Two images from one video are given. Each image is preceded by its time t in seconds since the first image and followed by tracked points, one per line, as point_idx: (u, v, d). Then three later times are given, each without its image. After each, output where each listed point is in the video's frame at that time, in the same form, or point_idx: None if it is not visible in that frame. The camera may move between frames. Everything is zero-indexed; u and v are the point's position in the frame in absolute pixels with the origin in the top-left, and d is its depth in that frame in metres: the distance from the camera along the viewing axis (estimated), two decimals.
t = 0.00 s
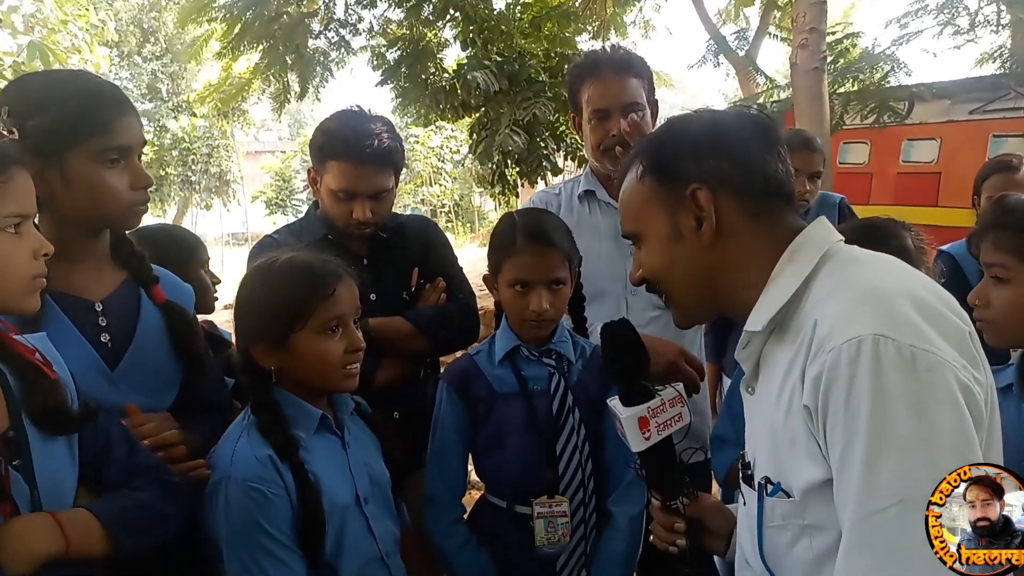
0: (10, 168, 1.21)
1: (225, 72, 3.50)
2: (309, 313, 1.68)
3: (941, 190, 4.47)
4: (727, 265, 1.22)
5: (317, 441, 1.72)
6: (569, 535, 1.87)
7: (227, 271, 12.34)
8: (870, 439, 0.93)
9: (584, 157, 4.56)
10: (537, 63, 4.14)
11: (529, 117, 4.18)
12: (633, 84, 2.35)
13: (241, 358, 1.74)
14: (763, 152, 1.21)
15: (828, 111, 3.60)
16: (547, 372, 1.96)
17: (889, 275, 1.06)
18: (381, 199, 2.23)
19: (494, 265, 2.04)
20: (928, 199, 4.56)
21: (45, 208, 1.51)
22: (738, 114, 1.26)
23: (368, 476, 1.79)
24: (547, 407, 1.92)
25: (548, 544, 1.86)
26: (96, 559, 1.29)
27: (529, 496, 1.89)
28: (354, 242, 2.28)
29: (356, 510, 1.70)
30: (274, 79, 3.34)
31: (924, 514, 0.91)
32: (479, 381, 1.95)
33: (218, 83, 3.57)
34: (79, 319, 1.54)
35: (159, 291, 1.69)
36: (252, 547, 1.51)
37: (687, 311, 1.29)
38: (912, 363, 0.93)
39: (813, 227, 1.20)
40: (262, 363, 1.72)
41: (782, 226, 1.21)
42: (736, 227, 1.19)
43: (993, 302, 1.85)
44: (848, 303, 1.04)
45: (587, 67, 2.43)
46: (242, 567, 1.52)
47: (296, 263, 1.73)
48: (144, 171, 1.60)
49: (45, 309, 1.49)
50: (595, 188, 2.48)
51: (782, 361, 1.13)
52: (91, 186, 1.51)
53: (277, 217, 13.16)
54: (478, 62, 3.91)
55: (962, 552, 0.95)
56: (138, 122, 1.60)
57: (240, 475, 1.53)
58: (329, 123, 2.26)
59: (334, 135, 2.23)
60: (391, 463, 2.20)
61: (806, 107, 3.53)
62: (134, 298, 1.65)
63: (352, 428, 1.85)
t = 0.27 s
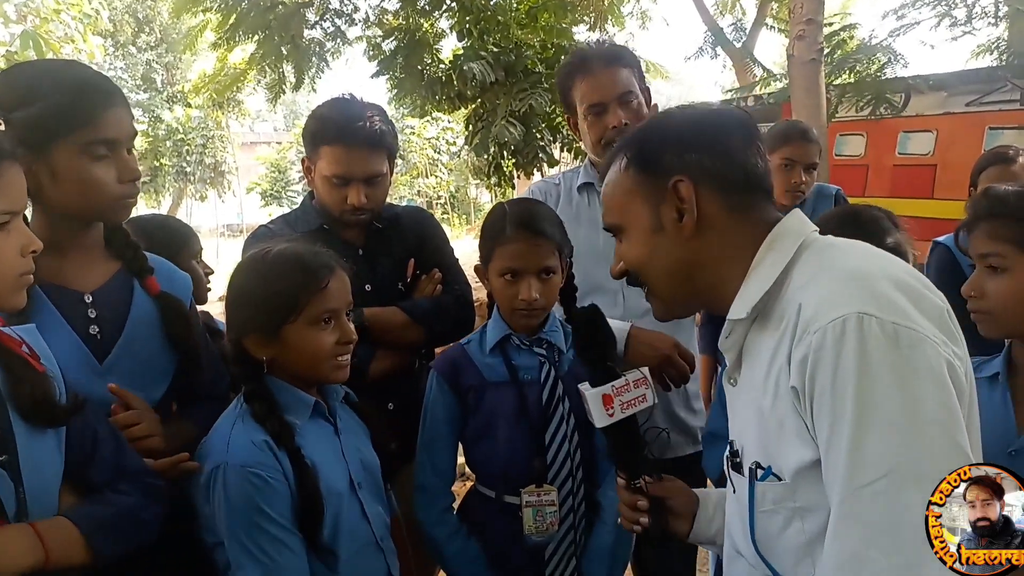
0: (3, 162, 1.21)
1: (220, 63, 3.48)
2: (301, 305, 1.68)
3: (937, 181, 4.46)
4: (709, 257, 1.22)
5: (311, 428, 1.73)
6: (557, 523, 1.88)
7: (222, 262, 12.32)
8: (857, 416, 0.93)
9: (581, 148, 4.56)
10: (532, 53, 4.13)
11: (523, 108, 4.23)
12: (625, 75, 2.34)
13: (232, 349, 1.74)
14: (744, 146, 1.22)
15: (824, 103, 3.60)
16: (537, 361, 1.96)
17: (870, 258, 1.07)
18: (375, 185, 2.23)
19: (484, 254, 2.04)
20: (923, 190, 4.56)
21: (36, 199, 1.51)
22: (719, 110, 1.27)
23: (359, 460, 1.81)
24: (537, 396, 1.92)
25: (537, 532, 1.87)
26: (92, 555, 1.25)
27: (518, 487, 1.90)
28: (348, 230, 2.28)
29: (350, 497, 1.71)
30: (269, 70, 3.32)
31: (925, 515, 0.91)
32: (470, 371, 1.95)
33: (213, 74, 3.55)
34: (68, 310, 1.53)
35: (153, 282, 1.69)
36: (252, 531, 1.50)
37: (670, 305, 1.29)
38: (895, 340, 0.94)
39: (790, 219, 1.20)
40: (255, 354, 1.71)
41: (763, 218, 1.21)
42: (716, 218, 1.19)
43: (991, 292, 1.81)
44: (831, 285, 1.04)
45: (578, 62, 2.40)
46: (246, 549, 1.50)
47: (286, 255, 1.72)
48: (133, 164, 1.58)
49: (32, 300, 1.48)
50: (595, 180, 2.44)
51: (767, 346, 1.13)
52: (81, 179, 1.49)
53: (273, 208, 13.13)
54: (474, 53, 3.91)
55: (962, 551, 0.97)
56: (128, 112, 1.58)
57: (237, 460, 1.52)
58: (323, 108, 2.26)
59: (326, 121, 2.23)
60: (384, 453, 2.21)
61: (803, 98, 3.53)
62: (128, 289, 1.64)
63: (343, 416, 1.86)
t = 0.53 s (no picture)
0: None
1: (212, 57, 3.46)
2: (294, 295, 1.68)
3: (930, 173, 4.50)
4: (690, 254, 1.23)
5: (310, 417, 1.73)
6: (542, 514, 1.88)
7: (215, 257, 12.28)
8: (848, 401, 0.94)
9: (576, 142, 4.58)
10: (527, 46, 4.16)
11: (518, 101, 4.25)
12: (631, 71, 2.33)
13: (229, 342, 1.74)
14: (721, 142, 1.22)
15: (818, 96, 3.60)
16: (520, 351, 1.99)
17: (854, 246, 1.08)
18: (367, 168, 2.25)
19: (469, 248, 2.06)
20: (916, 182, 4.59)
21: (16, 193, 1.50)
22: (694, 108, 1.28)
23: (358, 450, 1.80)
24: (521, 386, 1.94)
25: (523, 522, 1.87)
26: (84, 557, 1.24)
27: (501, 478, 1.90)
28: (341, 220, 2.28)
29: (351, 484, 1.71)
30: (261, 64, 3.30)
31: (926, 515, 0.92)
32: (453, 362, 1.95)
33: (205, 67, 3.53)
34: (53, 303, 1.52)
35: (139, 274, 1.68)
36: (256, 515, 1.52)
37: (657, 302, 1.29)
38: (884, 324, 0.95)
39: (772, 212, 1.20)
40: (250, 344, 1.72)
41: (744, 212, 1.22)
42: (695, 216, 1.20)
43: (980, 285, 1.81)
44: (818, 272, 1.05)
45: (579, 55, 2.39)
46: (250, 536, 1.52)
47: (276, 249, 1.72)
48: (110, 157, 1.55)
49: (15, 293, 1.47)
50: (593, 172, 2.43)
51: (757, 336, 1.14)
52: (70, 175, 1.48)
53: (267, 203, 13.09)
54: (467, 46, 3.96)
55: (962, 553, 1.00)
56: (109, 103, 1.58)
57: (239, 450, 1.54)
58: (316, 92, 2.28)
59: (319, 106, 2.25)
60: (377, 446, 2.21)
61: (797, 90, 3.53)
62: (113, 283, 1.63)
63: (339, 407, 1.85)
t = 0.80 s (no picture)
0: None
1: (212, 48, 3.44)
2: (300, 276, 1.69)
3: (932, 162, 4.48)
4: (685, 243, 1.23)
5: (305, 408, 1.73)
6: (528, 505, 1.90)
7: (216, 249, 12.30)
8: (845, 382, 0.95)
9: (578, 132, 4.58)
10: (526, 36, 4.12)
11: (517, 92, 4.21)
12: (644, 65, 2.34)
13: (229, 326, 1.74)
14: (716, 131, 1.22)
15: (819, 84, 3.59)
16: (502, 343, 2.00)
17: (853, 231, 1.09)
18: (366, 156, 2.25)
19: (452, 239, 2.07)
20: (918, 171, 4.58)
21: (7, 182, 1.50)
22: (689, 98, 1.27)
23: (357, 438, 1.81)
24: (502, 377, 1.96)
25: (508, 514, 1.89)
26: (84, 543, 1.25)
27: (486, 466, 1.91)
28: (340, 210, 2.29)
29: (350, 471, 1.73)
30: (261, 55, 3.29)
31: (926, 515, 0.93)
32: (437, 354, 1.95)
33: (204, 59, 3.52)
34: (49, 294, 1.52)
35: (132, 266, 1.69)
36: (250, 512, 1.53)
37: (653, 291, 1.30)
38: (882, 307, 0.96)
39: (769, 199, 1.22)
40: (250, 326, 1.72)
41: (739, 201, 1.22)
42: (691, 205, 1.20)
43: (985, 274, 1.80)
44: (818, 256, 1.06)
45: (588, 47, 2.38)
46: (247, 531, 1.53)
47: (280, 237, 1.73)
48: (103, 151, 1.56)
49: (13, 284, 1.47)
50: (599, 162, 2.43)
51: (756, 319, 1.15)
52: (68, 168, 1.49)
53: (267, 194, 13.09)
54: (467, 36, 3.91)
55: (962, 552, 1.00)
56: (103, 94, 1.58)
57: (236, 444, 1.54)
58: (310, 83, 2.28)
59: (318, 94, 2.25)
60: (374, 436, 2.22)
61: (798, 79, 3.52)
62: (105, 273, 1.64)
63: (338, 395, 1.85)
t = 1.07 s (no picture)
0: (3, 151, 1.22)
1: (212, 38, 3.42)
2: (300, 270, 1.69)
3: (935, 153, 4.45)
4: (690, 229, 1.23)
5: (304, 397, 1.73)
6: (522, 497, 1.91)
7: (216, 240, 12.29)
8: (849, 368, 0.94)
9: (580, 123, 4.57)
10: (528, 26, 4.14)
11: (520, 82, 4.22)
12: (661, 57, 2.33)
13: (229, 318, 1.74)
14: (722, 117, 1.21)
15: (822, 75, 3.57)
16: (493, 337, 2.01)
17: (859, 220, 1.08)
18: (367, 146, 2.25)
19: (439, 231, 2.08)
20: (921, 162, 4.55)
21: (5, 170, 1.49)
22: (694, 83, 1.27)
23: (358, 426, 1.82)
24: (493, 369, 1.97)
25: (502, 507, 1.89)
26: (80, 540, 1.25)
27: (480, 462, 1.92)
28: (340, 199, 2.29)
29: (352, 459, 1.74)
30: (261, 45, 3.28)
31: (925, 515, 0.93)
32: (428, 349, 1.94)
33: (204, 49, 3.51)
34: (47, 283, 1.52)
35: (128, 256, 1.69)
36: (250, 495, 1.55)
37: (654, 275, 1.30)
38: (887, 295, 0.95)
39: (772, 186, 1.22)
40: (250, 321, 1.72)
41: (743, 187, 1.22)
42: (695, 191, 1.20)
43: (995, 264, 1.80)
44: (823, 244, 1.05)
45: (610, 35, 2.33)
46: (247, 515, 1.54)
47: (279, 227, 1.73)
48: (102, 139, 1.56)
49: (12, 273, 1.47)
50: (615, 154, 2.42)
51: (760, 307, 1.14)
52: (66, 158, 1.48)
53: (268, 185, 13.07)
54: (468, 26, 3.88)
55: (962, 552, 0.99)
56: (104, 84, 1.58)
57: (237, 429, 1.55)
58: (312, 72, 2.26)
59: (323, 82, 2.24)
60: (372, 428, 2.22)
61: (801, 69, 3.50)
62: (103, 263, 1.64)
63: (338, 384, 1.85)
